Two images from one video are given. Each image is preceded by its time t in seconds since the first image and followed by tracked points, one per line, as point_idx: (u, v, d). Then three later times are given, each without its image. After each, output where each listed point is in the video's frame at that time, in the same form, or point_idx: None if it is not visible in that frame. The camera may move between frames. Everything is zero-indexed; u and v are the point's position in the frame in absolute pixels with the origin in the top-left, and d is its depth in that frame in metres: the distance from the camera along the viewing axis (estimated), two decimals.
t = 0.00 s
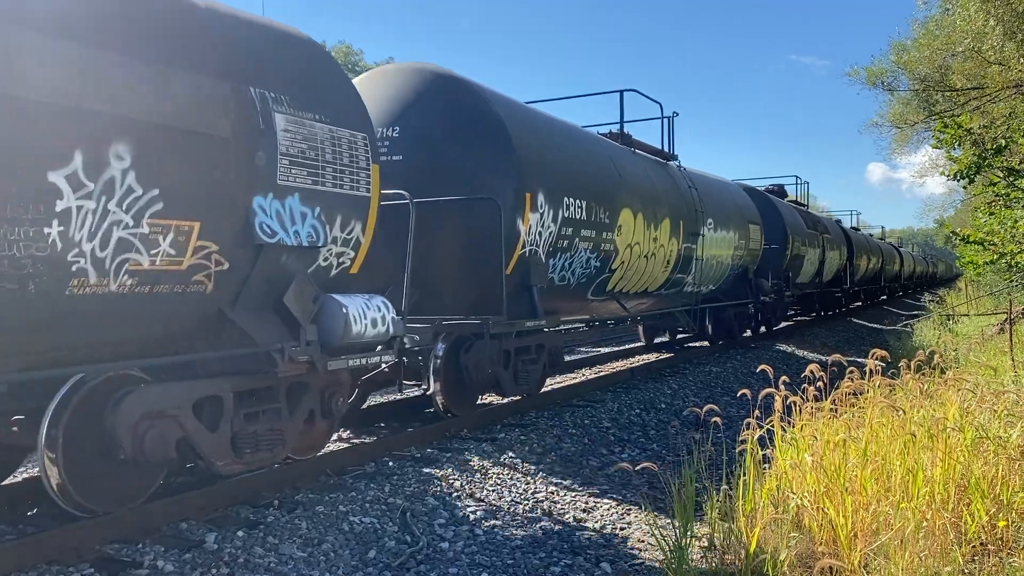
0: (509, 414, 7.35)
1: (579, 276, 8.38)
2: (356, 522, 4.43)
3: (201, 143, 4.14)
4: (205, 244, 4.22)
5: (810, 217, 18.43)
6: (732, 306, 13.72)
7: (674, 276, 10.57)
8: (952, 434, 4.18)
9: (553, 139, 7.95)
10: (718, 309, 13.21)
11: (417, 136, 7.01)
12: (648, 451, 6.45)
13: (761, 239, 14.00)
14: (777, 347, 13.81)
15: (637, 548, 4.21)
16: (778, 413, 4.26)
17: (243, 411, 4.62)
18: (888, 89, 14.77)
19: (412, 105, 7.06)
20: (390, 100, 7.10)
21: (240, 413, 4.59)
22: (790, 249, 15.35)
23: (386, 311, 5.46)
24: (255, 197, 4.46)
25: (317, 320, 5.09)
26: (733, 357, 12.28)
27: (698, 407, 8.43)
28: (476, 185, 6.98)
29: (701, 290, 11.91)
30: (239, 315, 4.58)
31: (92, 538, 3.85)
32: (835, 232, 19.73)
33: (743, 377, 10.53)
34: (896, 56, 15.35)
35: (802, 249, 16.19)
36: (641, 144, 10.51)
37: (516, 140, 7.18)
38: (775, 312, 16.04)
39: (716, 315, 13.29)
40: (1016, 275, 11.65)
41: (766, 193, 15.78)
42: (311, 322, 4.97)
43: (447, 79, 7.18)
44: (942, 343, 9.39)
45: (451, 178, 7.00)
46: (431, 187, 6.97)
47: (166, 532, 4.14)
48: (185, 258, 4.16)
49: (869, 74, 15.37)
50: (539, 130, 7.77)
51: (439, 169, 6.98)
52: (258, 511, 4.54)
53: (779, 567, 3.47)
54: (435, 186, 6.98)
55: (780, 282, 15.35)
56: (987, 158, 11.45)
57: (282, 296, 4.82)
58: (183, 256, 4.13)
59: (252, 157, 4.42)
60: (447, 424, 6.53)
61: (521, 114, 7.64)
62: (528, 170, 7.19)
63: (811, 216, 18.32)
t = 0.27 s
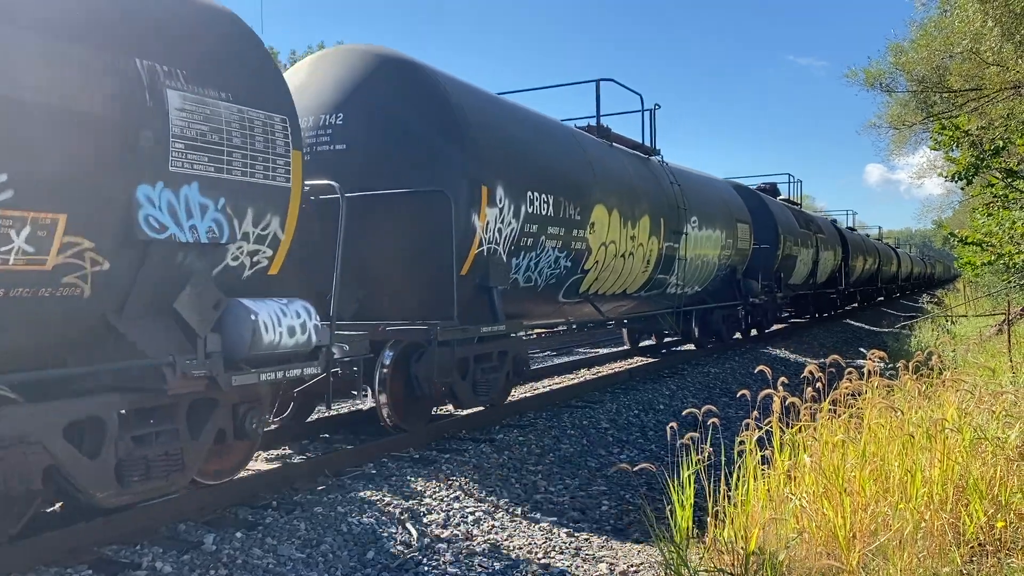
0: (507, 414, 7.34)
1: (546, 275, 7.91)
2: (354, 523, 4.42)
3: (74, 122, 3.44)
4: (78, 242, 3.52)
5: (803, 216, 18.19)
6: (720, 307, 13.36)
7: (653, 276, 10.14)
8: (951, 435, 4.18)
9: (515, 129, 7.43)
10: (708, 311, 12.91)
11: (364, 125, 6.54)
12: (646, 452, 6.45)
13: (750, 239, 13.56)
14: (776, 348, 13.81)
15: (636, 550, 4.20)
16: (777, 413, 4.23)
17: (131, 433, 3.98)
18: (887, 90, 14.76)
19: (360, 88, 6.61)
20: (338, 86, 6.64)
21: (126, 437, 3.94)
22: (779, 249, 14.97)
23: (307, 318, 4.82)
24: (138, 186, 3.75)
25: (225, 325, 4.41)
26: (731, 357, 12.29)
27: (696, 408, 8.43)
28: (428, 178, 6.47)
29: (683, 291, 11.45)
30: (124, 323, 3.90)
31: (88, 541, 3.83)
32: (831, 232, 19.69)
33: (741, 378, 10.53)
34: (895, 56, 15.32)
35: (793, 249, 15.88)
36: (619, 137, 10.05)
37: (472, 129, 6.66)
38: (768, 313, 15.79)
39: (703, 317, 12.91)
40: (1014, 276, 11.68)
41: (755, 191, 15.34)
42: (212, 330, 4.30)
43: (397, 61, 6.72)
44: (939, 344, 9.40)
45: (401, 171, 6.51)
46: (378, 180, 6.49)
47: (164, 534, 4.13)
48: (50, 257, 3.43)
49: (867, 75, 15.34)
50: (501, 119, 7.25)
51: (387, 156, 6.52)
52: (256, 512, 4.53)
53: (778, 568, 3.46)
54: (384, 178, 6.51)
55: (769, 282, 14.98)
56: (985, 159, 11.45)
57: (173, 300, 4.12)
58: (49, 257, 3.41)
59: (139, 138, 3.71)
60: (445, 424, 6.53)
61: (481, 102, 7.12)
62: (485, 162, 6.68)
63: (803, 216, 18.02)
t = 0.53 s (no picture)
0: (506, 415, 7.35)
1: (511, 276, 7.39)
2: (353, 524, 4.42)
3: None
4: None
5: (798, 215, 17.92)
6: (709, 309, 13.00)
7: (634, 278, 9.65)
8: (949, 436, 4.18)
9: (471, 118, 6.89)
10: (699, 313, 12.61)
11: (301, 113, 6.00)
12: (645, 453, 6.46)
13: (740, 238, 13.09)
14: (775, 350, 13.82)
15: (634, 550, 4.21)
16: (776, 415, 4.24)
17: None
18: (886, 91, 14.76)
19: (299, 69, 6.07)
20: (277, 67, 6.11)
21: None
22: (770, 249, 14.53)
23: (203, 326, 4.25)
24: None
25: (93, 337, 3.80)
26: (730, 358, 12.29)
27: (695, 409, 8.44)
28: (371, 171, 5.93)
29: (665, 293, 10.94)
30: None
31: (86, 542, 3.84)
32: (828, 233, 19.64)
33: (740, 379, 10.54)
34: (893, 58, 15.32)
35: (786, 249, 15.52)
36: (597, 131, 9.57)
37: (420, 118, 6.12)
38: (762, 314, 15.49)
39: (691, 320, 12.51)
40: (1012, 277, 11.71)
41: (746, 189, 14.86)
42: (80, 341, 3.73)
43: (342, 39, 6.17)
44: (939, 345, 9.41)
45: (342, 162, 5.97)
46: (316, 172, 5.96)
47: (163, 535, 4.12)
48: None
49: (865, 76, 15.35)
50: (455, 106, 6.70)
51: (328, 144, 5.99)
52: (254, 513, 4.52)
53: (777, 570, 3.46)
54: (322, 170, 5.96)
55: (760, 283, 14.56)
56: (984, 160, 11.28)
57: (27, 307, 3.56)
58: None
59: None
60: (444, 425, 6.54)
61: (433, 88, 6.56)
62: (433, 153, 6.15)
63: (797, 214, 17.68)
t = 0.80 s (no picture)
0: (505, 416, 7.35)
1: (467, 277, 6.86)
2: (352, 525, 4.42)
3: None
4: None
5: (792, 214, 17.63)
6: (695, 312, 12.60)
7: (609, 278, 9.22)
8: (947, 436, 4.18)
9: (421, 104, 6.36)
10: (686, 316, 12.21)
11: (225, 93, 5.37)
12: (644, 454, 6.46)
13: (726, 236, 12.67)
14: (774, 350, 13.83)
15: (632, 551, 4.21)
16: (774, 415, 4.24)
17: None
18: (884, 92, 14.77)
19: (219, 49, 5.46)
20: (197, 46, 5.50)
21: None
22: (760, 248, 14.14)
23: (62, 335, 3.79)
24: None
25: None
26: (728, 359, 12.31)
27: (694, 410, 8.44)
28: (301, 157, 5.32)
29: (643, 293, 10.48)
30: None
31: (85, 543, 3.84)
32: (824, 234, 19.56)
33: (739, 380, 10.54)
34: (892, 59, 15.32)
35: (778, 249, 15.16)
36: (572, 122, 9.18)
37: (355, 103, 5.61)
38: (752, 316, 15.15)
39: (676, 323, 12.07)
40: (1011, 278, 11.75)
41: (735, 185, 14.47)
42: None
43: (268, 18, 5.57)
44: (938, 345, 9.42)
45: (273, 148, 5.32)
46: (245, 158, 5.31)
47: (161, 536, 4.12)
48: None
49: (864, 77, 15.34)
50: (401, 91, 6.19)
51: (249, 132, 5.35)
52: (253, 514, 4.52)
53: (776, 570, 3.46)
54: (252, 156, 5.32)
55: (749, 283, 14.19)
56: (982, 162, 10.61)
57: None
58: None
59: None
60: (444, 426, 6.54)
61: (375, 72, 6.02)
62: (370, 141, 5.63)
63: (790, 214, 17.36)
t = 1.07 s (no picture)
0: (504, 416, 7.35)
1: (416, 278, 6.16)
2: (351, 526, 4.42)
3: None
4: None
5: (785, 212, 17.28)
6: (681, 314, 12.08)
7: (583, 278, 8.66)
8: (946, 437, 4.19)
9: (361, 85, 5.68)
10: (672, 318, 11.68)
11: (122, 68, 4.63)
12: (643, 455, 6.46)
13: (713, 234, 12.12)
14: (773, 351, 13.83)
15: (632, 552, 4.21)
16: (773, 416, 4.23)
17: None
18: (883, 93, 14.78)
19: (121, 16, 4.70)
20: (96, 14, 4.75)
21: None
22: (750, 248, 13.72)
23: None
24: None
25: None
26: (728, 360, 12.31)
27: (694, 411, 8.44)
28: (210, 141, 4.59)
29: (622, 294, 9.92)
30: None
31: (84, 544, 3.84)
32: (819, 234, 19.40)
33: (738, 380, 10.54)
34: (891, 60, 15.31)
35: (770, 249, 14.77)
36: (547, 113, 8.64)
37: (279, 81, 4.94)
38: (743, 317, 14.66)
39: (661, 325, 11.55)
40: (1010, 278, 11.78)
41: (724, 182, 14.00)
42: None
43: None
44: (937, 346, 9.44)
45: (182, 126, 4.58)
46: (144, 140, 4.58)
47: (160, 537, 4.12)
48: None
49: (863, 78, 15.35)
50: (341, 70, 5.53)
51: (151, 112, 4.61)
52: (252, 515, 4.51)
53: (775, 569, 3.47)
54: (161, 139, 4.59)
55: (738, 283, 13.75)
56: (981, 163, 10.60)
57: None
58: None
59: None
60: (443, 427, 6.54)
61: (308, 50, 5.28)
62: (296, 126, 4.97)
63: (782, 212, 17.00)
